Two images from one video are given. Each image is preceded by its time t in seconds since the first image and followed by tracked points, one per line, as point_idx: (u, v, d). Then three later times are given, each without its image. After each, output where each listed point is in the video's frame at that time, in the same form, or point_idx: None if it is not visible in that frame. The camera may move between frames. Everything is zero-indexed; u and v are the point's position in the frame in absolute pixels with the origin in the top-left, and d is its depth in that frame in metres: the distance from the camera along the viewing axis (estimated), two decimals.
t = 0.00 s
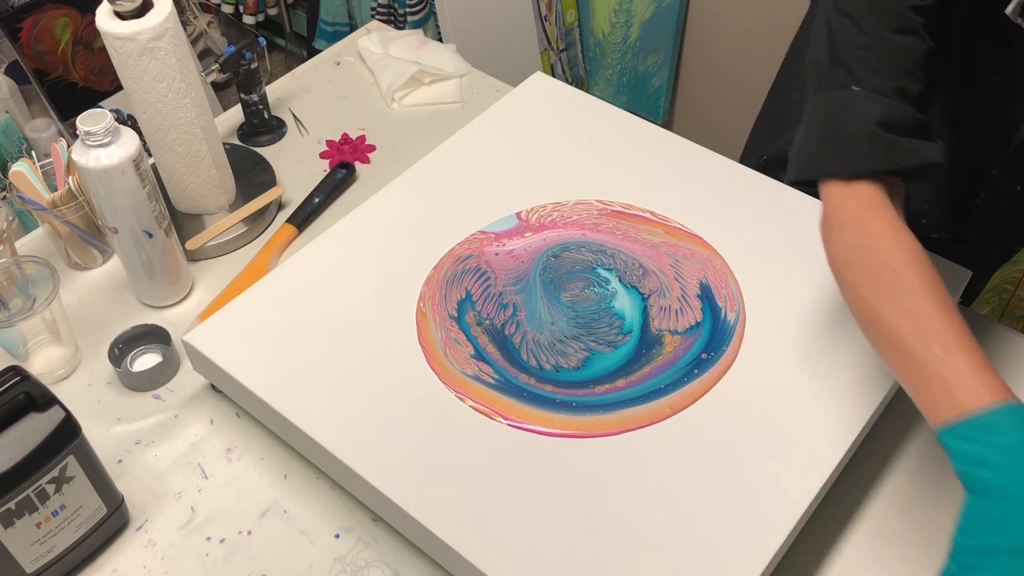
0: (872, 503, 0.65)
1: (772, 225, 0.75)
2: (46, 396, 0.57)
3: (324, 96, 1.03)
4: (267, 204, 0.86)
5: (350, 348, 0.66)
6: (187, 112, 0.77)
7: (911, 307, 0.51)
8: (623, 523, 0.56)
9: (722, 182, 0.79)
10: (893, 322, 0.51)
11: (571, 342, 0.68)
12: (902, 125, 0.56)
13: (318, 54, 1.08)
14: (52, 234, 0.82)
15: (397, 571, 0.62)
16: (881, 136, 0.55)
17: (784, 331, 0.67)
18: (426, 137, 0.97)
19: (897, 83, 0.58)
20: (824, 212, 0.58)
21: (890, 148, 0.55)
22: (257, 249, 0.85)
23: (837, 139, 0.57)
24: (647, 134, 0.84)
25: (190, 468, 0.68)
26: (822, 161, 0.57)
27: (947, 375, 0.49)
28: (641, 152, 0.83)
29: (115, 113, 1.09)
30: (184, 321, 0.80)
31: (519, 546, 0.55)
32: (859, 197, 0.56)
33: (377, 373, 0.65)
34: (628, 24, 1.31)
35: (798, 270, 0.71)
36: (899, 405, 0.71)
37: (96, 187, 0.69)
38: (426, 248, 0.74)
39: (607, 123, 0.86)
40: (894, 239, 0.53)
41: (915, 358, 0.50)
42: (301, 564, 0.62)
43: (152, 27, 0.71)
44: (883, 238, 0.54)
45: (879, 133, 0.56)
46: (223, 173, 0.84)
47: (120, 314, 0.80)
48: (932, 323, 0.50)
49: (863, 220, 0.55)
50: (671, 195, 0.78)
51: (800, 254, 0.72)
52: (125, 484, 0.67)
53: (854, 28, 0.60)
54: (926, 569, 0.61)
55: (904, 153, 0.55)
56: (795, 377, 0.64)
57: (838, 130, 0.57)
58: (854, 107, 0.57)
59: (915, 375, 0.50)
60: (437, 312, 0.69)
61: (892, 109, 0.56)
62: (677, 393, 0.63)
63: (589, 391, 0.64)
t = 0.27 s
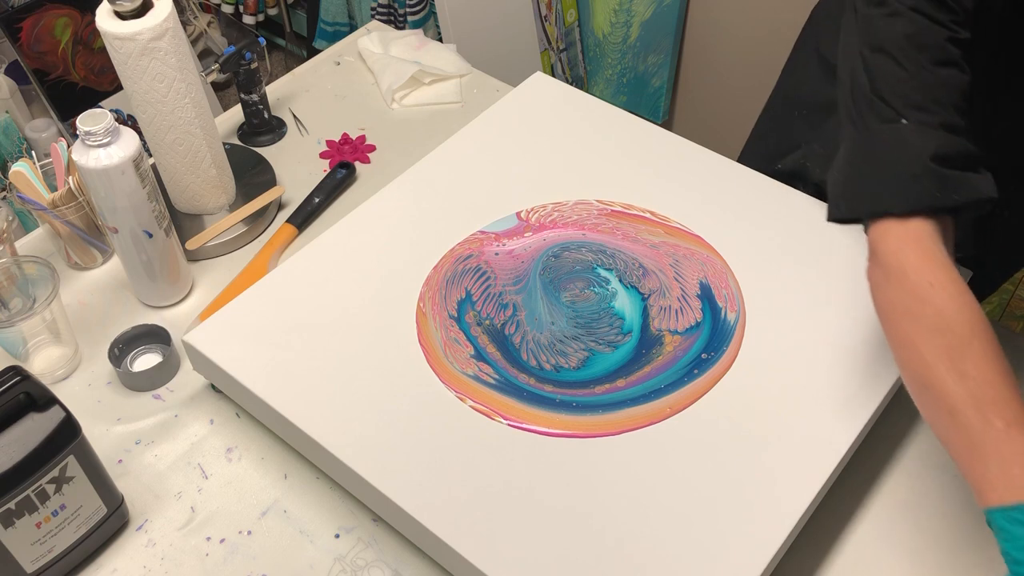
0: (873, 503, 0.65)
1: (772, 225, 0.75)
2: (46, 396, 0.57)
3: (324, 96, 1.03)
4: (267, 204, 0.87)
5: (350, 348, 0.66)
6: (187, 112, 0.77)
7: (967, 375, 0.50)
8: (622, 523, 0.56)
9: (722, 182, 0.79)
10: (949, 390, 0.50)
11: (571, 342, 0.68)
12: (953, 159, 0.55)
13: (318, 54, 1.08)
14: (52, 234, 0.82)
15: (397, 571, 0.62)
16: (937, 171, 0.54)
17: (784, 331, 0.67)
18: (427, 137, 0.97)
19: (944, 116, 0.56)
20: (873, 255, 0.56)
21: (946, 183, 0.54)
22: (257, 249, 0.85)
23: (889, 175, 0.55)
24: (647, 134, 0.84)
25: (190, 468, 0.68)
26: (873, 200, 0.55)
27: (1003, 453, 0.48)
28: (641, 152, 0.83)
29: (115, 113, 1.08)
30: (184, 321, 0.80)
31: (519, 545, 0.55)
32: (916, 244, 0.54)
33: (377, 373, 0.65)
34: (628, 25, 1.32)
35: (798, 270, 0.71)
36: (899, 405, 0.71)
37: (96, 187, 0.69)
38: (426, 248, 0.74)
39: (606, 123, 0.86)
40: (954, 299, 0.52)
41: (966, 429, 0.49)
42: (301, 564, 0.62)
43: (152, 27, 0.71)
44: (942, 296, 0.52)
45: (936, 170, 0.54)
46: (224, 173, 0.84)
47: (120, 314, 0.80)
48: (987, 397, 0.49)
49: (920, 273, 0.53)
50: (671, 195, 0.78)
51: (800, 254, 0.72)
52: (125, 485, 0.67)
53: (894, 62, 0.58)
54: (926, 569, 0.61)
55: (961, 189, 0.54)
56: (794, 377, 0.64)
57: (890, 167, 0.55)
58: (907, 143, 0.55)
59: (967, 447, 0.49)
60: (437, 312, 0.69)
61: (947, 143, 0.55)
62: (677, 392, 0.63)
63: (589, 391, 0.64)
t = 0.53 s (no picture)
0: (873, 502, 0.65)
1: (772, 225, 0.75)
2: (46, 396, 0.57)
3: (324, 96, 1.03)
4: (267, 204, 0.87)
5: (350, 348, 0.66)
6: (187, 113, 0.77)
7: (1005, 423, 0.51)
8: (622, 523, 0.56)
9: (722, 182, 0.79)
10: (983, 433, 0.51)
11: (571, 342, 0.68)
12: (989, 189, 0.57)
13: (318, 54, 1.08)
14: (52, 234, 0.82)
15: (397, 571, 0.62)
16: (976, 203, 0.56)
17: (784, 331, 0.67)
18: (426, 137, 0.97)
19: (978, 148, 0.59)
20: (913, 287, 0.58)
21: (985, 214, 0.56)
22: (257, 249, 0.85)
23: (926, 206, 0.57)
24: (647, 134, 0.84)
25: (190, 468, 0.68)
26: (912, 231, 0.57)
27: None
28: (641, 152, 0.83)
29: (114, 113, 1.08)
30: (184, 321, 0.80)
31: (519, 545, 0.55)
32: (959, 282, 0.56)
33: (377, 374, 0.65)
34: (628, 25, 1.32)
35: (798, 270, 0.71)
36: (900, 405, 0.71)
37: (96, 187, 0.69)
38: (426, 248, 0.74)
39: (606, 123, 0.86)
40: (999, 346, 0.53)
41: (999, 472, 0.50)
42: (301, 564, 0.62)
43: (152, 27, 0.71)
44: (985, 344, 0.53)
45: (975, 201, 0.56)
46: (224, 173, 0.84)
47: (120, 314, 0.80)
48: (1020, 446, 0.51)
49: (964, 315, 0.55)
50: (671, 195, 0.78)
51: (800, 254, 0.72)
52: (125, 485, 0.67)
53: (924, 96, 0.60)
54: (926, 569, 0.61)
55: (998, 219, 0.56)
56: (794, 376, 0.64)
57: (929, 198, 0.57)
58: (946, 175, 0.57)
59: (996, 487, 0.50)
60: (437, 312, 0.69)
61: (984, 173, 0.57)
62: (677, 392, 0.63)
63: (588, 391, 0.64)
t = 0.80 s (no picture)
0: (872, 502, 0.65)
1: (772, 225, 0.75)
2: (46, 396, 0.57)
3: (324, 96, 1.03)
4: (267, 204, 0.87)
5: (350, 349, 0.66)
6: (187, 113, 0.77)
7: (1007, 437, 0.52)
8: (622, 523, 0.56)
9: (722, 182, 0.79)
10: (985, 447, 0.52)
11: (571, 342, 0.68)
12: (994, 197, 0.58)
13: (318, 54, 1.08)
14: (52, 234, 0.82)
15: (397, 571, 0.62)
16: (981, 213, 0.56)
17: (783, 331, 0.67)
18: (426, 137, 0.97)
19: (984, 156, 0.59)
20: (918, 296, 0.58)
21: (991, 225, 0.56)
22: (257, 249, 0.85)
23: (930, 215, 0.57)
24: (647, 134, 0.84)
25: (190, 468, 0.68)
26: (915, 241, 0.57)
27: None
28: (641, 152, 0.83)
29: (114, 113, 1.08)
30: (184, 321, 0.80)
31: (519, 546, 0.55)
32: (964, 294, 0.56)
33: (376, 374, 0.65)
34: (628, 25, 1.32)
35: (798, 270, 0.71)
36: (900, 405, 0.71)
37: (96, 187, 0.69)
38: (426, 248, 0.74)
39: (606, 123, 0.86)
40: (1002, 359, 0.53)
41: (1002, 486, 0.51)
42: (301, 564, 0.62)
43: (152, 27, 0.71)
44: (990, 356, 0.53)
45: (979, 212, 0.56)
46: (224, 173, 0.84)
47: (120, 314, 0.80)
48: (1020, 459, 0.51)
49: (967, 326, 0.55)
50: (671, 195, 0.78)
51: (800, 254, 0.72)
52: (125, 485, 0.67)
53: (929, 104, 0.60)
54: (926, 569, 0.61)
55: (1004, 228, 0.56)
56: (794, 376, 0.64)
57: (934, 207, 0.57)
58: (950, 185, 0.57)
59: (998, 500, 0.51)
60: (437, 312, 0.69)
61: (989, 183, 0.57)
62: (677, 392, 0.63)
63: (588, 391, 0.64)
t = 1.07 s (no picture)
0: (872, 502, 0.65)
1: (771, 225, 0.75)
2: (46, 396, 0.57)
3: (324, 96, 1.03)
4: (267, 204, 0.86)
5: (350, 348, 0.66)
6: (187, 113, 0.77)
7: (975, 394, 0.49)
8: (622, 523, 0.56)
9: (722, 181, 0.79)
10: (953, 404, 0.49)
11: (571, 342, 0.68)
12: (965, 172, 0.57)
13: (318, 54, 1.08)
14: (52, 234, 0.82)
15: (397, 571, 0.62)
16: (948, 184, 0.56)
17: (783, 331, 0.67)
18: (426, 137, 0.97)
19: (959, 131, 0.58)
20: (882, 270, 0.57)
21: (957, 198, 0.56)
22: (257, 249, 0.85)
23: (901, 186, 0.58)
24: (647, 134, 0.84)
25: (190, 468, 0.68)
26: (882, 209, 0.58)
27: (1003, 470, 0.46)
28: (641, 152, 0.83)
29: (114, 113, 1.08)
30: (184, 321, 0.80)
31: (519, 546, 0.55)
32: (921, 259, 0.55)
33: (376, 374, 0.65)
34: (628, 24, 1.31)
35: (797, 270, 0.71)
36: (900, 405, 0.71)
37: (96, 187, 0.69)
38: (426, 249, 0.74)
39: (606, 123, 0.86)
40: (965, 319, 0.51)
41: (974, 449, 0.47)
42: (302, 564, 0.62)
43: (152, 27, 0.71)
44: (953, 316, 0.52)
45: (946, 183, 0.56)
46: (224, 173, 0.84)
47: (120, 314, 0.80)
48: (993, 415, 0.48)
49: (927, 291, 0.53)
50: (671, 195, 0.78)
51: (800, 254, 0.72)
52: (125, 485, 0.67)
53: (908, 77, 0.60)
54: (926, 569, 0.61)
55: (971, 201, 0.56)
56: (793, 377, 0.64)
57: (903, 178, 0.58)
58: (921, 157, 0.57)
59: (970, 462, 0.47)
60: (437, 312, 0.69)
61: (961, 156, 0.57)
62: (677, 392, 0.64)
63: (588, 391, 0.64)
